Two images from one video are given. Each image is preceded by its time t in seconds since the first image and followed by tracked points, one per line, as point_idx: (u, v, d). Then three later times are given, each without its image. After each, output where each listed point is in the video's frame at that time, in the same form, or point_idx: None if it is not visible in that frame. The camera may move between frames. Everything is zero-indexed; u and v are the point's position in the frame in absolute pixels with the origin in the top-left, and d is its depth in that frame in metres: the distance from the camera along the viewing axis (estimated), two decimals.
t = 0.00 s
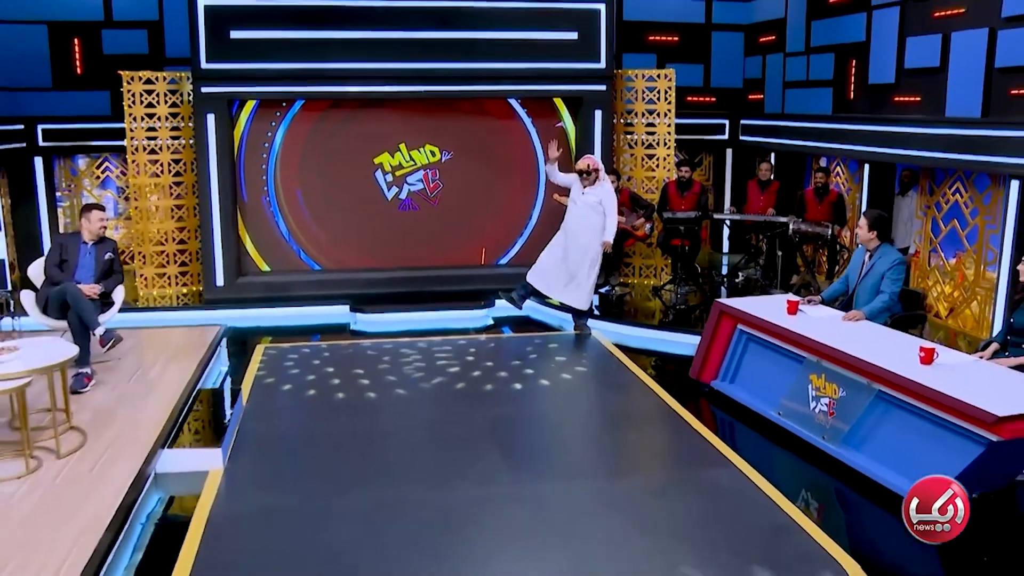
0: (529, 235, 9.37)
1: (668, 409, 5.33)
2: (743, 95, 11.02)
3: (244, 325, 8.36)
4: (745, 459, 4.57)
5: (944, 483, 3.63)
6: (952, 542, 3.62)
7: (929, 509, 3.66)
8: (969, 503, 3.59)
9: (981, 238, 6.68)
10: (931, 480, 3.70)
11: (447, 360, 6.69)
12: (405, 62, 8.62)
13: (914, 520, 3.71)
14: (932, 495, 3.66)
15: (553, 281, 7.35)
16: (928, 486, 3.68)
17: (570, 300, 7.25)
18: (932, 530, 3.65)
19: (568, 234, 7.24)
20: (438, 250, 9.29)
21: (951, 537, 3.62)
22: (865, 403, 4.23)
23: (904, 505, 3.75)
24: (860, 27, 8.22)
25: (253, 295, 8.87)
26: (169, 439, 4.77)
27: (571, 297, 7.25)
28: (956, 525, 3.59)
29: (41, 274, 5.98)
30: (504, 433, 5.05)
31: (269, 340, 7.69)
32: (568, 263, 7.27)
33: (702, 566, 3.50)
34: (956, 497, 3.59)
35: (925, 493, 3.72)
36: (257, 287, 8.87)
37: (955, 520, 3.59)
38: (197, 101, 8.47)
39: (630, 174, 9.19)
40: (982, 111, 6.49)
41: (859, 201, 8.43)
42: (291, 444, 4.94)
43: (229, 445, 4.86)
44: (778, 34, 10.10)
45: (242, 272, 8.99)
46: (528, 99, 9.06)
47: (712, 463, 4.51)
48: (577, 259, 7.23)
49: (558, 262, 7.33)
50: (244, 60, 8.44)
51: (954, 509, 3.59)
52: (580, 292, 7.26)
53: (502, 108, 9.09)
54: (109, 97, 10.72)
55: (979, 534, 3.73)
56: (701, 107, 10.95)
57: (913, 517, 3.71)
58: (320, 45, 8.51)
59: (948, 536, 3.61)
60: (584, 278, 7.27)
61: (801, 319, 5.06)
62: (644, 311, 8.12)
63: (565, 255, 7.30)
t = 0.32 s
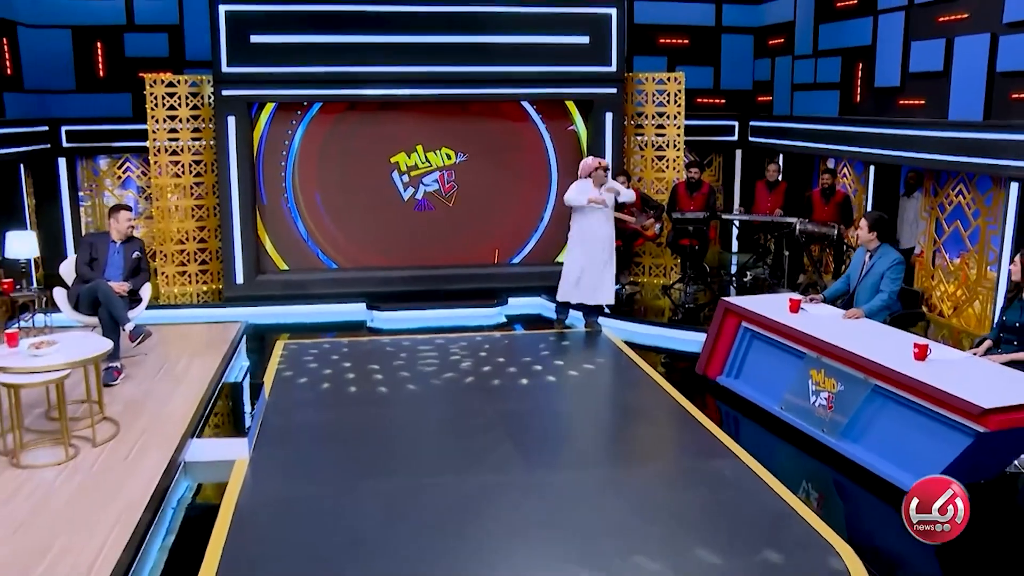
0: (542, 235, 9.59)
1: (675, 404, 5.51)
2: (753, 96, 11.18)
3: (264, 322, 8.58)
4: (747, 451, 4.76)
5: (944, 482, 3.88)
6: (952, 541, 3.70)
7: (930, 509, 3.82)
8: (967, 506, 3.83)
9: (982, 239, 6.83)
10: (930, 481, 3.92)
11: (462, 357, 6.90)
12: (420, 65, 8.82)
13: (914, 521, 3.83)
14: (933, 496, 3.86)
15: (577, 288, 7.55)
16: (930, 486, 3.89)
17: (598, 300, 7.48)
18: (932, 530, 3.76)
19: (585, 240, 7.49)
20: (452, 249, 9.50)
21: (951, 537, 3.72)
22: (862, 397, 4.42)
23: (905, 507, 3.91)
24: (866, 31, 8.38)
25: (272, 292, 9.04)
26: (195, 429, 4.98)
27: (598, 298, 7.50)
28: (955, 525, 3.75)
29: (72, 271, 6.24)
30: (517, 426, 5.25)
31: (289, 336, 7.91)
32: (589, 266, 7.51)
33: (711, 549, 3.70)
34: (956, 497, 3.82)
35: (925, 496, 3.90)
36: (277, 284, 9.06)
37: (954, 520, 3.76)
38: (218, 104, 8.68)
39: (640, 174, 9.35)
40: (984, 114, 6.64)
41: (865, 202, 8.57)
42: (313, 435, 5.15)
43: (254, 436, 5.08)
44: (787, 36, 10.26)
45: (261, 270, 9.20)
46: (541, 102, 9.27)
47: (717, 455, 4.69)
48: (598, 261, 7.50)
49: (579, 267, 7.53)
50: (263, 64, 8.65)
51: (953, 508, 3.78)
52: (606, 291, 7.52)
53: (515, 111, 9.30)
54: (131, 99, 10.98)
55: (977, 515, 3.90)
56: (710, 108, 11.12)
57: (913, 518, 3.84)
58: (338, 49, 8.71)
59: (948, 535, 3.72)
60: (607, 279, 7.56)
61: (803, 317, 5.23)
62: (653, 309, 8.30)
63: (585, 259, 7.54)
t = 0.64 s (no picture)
0: (553, 235, 9.80)
1: (681, 399, 5.69)
2: (763, 97, 11.34)
3: (283, 319, 8.80)
4: (749, 443, 4.94)
5: (944, 483, 3.98)
6: (952, 542, 3.78)
7: (930, 509, 3.89)
8: (968, 506, 3.89)
9: (985, 240, 6.97)
10: (930, 481, 4.01)
11: (476, 353, 7.10)
12: (435, 69, 9.02)
13: (914, 521, 3.92)
14: (933, 496, 3.94)
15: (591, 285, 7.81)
16: (929, 486, 3.98)
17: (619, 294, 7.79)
18: (932, 531, 3.84)
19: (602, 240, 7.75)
20: (465, 248, 9.72)
21: (951, 537, 3.80)
22: (859, 391, 4.59)
23: (905, 507, 3.99)
24: (873, 34, 8.52)
25: (290, 290, 9.28)
26: (222, 419, 5.21)
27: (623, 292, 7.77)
28: (955, 525, 3.83)
29: (101, 268, 6.49)
30: (529, 420, 5.44)
31: (308, 332, 8.14)
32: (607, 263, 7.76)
33: (722, 534, 3.89)
34: (956, 497, 3.88)
35: (925, 497, 3.98)
36: (294, 283, 9.29)
37: (954, 520, 3.84)
38: (239, 106, 8.90)
39: (651, 175, 9.52)
40: (986, 117, 6.78)
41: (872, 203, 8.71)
42: (332, 427, 5.35)
43: (277, 428, 5.29)
44: (797, 39, 10.41)
45: (279, 269, 9.43)
46: (553, 104, 9.47)
47: (722, 447, 4.87)
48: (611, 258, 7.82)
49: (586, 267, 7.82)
50: (282, 68, 8.86)
51: (953, 508, 3.85)
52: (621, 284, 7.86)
53: (528, 113, 9.51)
54: (152, 101, 11.25)
55: (973, 506, 4.09)
56: (721, 110, 11.29)
57: (914, 519, 3.92)
58: (354, 53, 8.91)
59: (948, 536, 3.80)
60: (617, 273, 7.88)
61: (805, 314, 5.41)
62: (663, 307, 8.48)
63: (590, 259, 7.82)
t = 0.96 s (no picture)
0: (566, 234, 10.01)
1: (688, 393, 5.87)
2: (773, 99, 11.48)
3: (302, 315, 9.03)
4: (751, 435, 5.11)
5: (944, 484, 4.10)
6: (952, 541, 3.89)
7: (930, 509, 4.00)
8: (967, 506, 4.00)
9: (988, 240, 7.09)
10: (930, 482, 4.12)
11: (490, 349, 7.30)
12: (449, 72, 9.23)
13: (914, 521, 4.03)
14: (933, 496, 4.04)
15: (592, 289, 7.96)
16: (929, 487, 4.06)
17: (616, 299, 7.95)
18: (931, 530, 3.95)
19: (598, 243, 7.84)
20: (478, 247, 9.94)
21: (950, 537, 3.91)
22: (857, 386, 4.76)
23: (905, 507, 4.09)
24: (880, 37, 8.65)
25: (308, 288, 9.49)
26: (247, 410, 5.42)
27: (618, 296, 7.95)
28: (955, 525, 3.94)
29: (127, 266, 6.73)
30: (540, 413, 5.63)
31: (326, 328, 8.36)
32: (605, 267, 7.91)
33: (730, 520, 4.07)
34: (956, 497, 3.98)
35: (925, 496, 4.08)
36: (312, 281, 9.50)
37: (953, 519, 3.94)
38: (258, 109, 9.11)
39: (662, 176, 9.69)
40: (990, 120, 6.91)
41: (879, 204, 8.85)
42: (350, 419, 5.56)
43: (298, 419, 5.50)
44: (807, 41, 10.55)
45: (298, 267, 9.65)
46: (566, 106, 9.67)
47: (727, 439, 5.04)
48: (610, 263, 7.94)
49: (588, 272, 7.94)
50: (300, 71, 9.06)
51: (953, 508, 3.95)
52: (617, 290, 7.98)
53: (541, 114, 9.72)
54: (173, 103, 11.50)
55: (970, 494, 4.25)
56: (732, 110, 11.44)
57: (914, 518, 4.03)
58: (371, 56, 9.11)
59: (948, 535, 3.91)
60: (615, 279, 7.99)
61: (807, 312, 5.57)
62: (674, 306, 8.65)
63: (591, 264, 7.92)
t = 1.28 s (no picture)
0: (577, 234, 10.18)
1: (693, 389, 6.04)
2: (783, 100, 11.60)
3: (319, 313, 9.24)
4: (751, 428, 5.28)
5: (942, 483, 4.12)
6: (952, 541, 3.92)
7: (930, 509, 4.00)
8: (966, 506, 4.03)
9: (991, 240, 7.21)
10: (929, 482, 4.12)
11: (502, 346, 7.49)
12: (464, 74, 9.42)
13: (914, 521, 4.03)
14: (932, 495, 4.05)
15: (595, 283, 8.13)
16: (929, 487, 4.05)
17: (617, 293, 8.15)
18: (932, 530, 3.96)
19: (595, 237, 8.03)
20: (492, 246, 10.14)
21: (950, 537, 3.94)
22: (855, 381, 4.92)
23: (905, 507, 4.08)
24: (888, 40, 8.77)
25: (324, 286, 9.71)
26: (267, 403, 5.63)
27: (619, 290, 8.17)
28: (954, 525, 3.97)
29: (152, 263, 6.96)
30: (550, 407, 5.81)
31: (342, 325, 8.57)
32: (609, 262, 8.08)
33: (738, 507, 4.25)
34: (956, 497, 4.00)
35: (924, 495, 4.08)
36: (328, 279, 9.72)
37: (953, 519, 3.97)
38: (277, 111, 9.32)
39: (672, 176, 9.85)
40: (993, 122, 7.03)
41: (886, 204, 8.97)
42: (366, 412, 5.75)
43: (315, 411, 5.71)
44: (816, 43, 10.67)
45: (315, 265, 9.86)
46: (578, 108, 9.85)
47: (730, 433, 5.21)
48: (614, 258, 8.11)
49: (592, 266, 8.13)
50: (318, 74, 9.27)
51: (953, 508, 3.97)
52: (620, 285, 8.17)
53: (553, 116, 9.90)
54: (193, 104, 11.75)
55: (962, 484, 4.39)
56: (743, 111, 11.57)
57: (914, 518, 4.03)
58: (387, 59, 9.31)
59: (948, 536, 3.93)
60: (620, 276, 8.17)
61: (809, 310, 5.72)
62: (683, 304, 8.81)
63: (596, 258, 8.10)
